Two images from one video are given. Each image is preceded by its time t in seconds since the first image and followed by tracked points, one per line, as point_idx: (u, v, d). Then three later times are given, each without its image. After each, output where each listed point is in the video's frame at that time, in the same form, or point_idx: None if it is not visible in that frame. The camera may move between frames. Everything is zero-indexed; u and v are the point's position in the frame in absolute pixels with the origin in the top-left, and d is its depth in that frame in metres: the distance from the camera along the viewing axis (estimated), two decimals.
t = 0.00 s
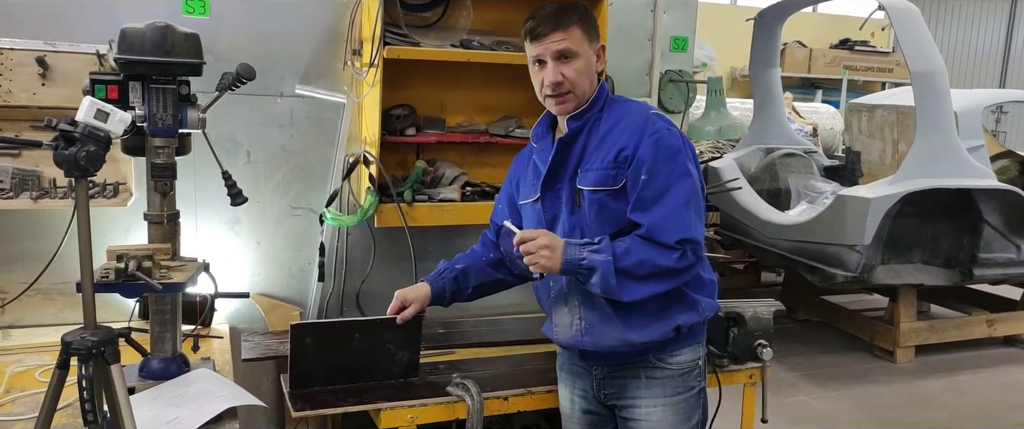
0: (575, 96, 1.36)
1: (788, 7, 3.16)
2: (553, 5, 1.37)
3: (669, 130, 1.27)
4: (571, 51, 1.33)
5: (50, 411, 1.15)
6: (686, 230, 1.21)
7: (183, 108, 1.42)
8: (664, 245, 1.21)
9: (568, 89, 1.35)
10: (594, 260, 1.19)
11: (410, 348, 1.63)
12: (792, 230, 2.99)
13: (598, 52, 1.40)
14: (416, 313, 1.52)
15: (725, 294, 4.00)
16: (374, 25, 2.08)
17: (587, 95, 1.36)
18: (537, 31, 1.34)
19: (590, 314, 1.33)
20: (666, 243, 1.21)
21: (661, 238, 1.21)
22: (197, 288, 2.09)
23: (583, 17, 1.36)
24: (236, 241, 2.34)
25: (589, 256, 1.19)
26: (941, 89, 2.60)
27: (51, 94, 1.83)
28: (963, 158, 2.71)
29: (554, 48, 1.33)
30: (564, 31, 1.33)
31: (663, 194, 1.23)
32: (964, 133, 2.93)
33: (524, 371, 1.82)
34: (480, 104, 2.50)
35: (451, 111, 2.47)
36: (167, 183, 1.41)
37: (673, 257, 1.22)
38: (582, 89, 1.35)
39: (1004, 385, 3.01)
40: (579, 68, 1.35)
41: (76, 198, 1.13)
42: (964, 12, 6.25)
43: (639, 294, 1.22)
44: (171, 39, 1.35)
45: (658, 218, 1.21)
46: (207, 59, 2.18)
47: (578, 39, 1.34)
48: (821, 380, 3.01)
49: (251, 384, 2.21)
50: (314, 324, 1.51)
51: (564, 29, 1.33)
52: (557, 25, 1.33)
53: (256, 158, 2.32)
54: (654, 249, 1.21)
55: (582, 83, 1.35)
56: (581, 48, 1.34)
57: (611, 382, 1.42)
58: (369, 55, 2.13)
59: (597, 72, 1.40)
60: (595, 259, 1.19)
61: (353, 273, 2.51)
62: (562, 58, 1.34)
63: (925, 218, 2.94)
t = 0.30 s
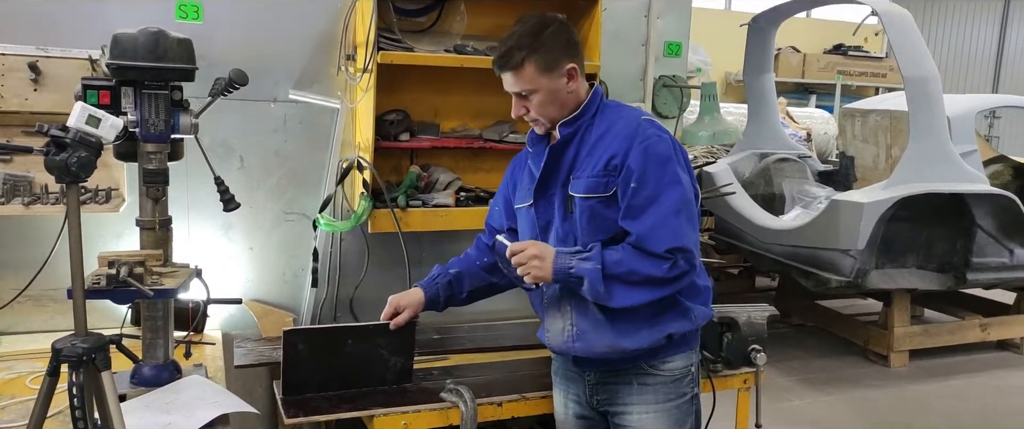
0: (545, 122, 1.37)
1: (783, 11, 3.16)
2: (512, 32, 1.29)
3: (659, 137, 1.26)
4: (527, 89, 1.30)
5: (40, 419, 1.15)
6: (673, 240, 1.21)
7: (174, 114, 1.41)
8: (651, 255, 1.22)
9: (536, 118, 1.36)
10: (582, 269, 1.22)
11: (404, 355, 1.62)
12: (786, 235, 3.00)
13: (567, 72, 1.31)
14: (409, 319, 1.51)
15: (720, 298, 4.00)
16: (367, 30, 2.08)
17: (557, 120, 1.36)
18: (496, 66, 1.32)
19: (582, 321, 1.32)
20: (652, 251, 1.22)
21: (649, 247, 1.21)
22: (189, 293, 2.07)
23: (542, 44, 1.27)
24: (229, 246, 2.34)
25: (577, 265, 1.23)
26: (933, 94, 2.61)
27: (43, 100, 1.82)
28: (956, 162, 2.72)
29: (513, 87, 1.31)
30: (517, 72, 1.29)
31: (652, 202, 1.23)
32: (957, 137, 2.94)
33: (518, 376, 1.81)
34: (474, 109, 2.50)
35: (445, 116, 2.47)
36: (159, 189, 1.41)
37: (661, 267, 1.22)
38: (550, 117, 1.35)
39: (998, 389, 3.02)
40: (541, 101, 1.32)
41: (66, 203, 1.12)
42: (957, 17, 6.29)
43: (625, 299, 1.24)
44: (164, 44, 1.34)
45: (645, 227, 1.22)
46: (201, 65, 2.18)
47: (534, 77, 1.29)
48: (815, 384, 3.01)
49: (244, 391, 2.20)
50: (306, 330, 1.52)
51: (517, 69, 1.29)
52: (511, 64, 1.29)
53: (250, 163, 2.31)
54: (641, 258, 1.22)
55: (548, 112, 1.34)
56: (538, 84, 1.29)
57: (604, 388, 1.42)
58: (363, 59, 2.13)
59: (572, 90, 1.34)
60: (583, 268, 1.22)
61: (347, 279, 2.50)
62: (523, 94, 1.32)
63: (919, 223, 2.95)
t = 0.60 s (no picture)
0: (543, 128, 1.37)
1: (783, 18, 3.17)
2: (512, 36, 1.30)
3: (657, 143, 1.27)
4: (525, 94, 1.31)
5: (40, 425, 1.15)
6: (668, 246, 1.21)
7: (176, 120, 1.42)
8: (646, 262, 1.22)
9: (534, 123, 1.36)
10: (574, 277, 1.23)
11: (404, 361, 1.62)
12: (786, 241, 3.00)
13: (565, 78, 1.31)
14: (409, 326, 1.52)
15: (720, 305, 4.00)
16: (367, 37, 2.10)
17: (555, 125, 1.36)
18: (495, 70, 1.33)
19: (581, 327, 1.33)
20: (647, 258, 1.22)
21: (644, 253, 1.22)
22: (189, 299, 2.07)
23: (541, 49, 1.28)
24: (230, 252, 2.34)
25: (568, 273, 1.24)
26: (933, 101, 2.61)
27: (45, 106, 1.82)
28: (956, 169, 2.72)
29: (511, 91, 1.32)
30: (515, 76, 1.29)
31: (648, 208, 1.23)
32: (958, 144, 2.94)
33: (518, 383, 1.81)
34: (475, 115, 2.51)
35: (446, 122, 2.48)
36: (160, 195, 1.41)
37: (657, 274, 1.22)
38: (548, 122, 1.35)
39: (999, 396, 3.01)
40: (538, 107, 1.32)
41: (68, 209, 1.13)
42: (957, 25, 6.29)
43: (620, 306, 1.24)
44: (165, 50, 1.35)
45: (640, 233, 1.22)
46: (202, 71, 2.19)
47: (531, 82, 1.29)
48: (816, 391, 3.00)
49: (244, 397, 2.20)
50: (308, 336, 1.50)
51: (514, 73, 1.29)
52: (509, 68, 1.29)
53: (250, 170, 2.32)
54: (636, 265, 1.22)
55: (546, 118, 1.34)
56: (536, 89, 1.30)
57: (603, 396, 1.41)
58: (364, 66, 2.13)
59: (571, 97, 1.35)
60: (575, 275, 1.23)
61: (346, 285, 2.50)
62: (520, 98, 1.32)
63: (919, 230, 2.95)
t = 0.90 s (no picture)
0: (564, 113, 1.35)
1: (783, 25, 3.18)
2: (539, 20, 1.35)
3: (666, 149, 1.28)
4: (556, 69, 1.32)
5: None
6: (687, 249, 1.22)
7: (178, 128, 1.42)
8: (665, 263, 1.22)
9: (556, 106, 1.34)
10: (600, 275, 1.19)
11: (405, 369, 1.61)
12: (786, 247, 3.01)
13: (586, 66, 1.37)
14: (410, 335, 1.52)
15: (721, 311, 3.99)
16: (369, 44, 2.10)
17: (576, 112, 1.36)
18: (521, 50, 1.34)
19: (581, 335, 1.33)
20: (667, 259, 1.22)
21: (663, 256, 1.22)
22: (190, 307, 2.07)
23: (568, 31, 1.34)
24: (230, 259, 2.34)
25: (595, 271, 1.19)
26: (933, 107, 2.62)
27: (46, 114, 1.83)
28: (956, 175, 2.73)
29: (540, 67, 1.32)
30: (548, 49, 1.31)
31: (663, 212, 1.24)
32: (958, 150, 2.95)
33: (519, 390, 1.81)
34: (475, 122, 2.51)
35: (446, 129, 2.48)
36: (161, 202, 1.41)
37: (675, 276, 1.22)
38: (570, 107, 1.35)
39: (1001, 402, 3.01)
40: (566, 85, 1.33)
41: (69, 217, 1.14)
42: (957, 31, 6.31)
43: (643, 306, 1.23)
44: (167, 58, 1.35)
45: (658, 235, 1.22)
46: (203, 78, 2.19)
47: (564, 56, 1.32)
48: (818, 398, 2.99)
49: (244, 404, 2.20)
50: (308, 343, 1.50)
51: (547, 47, 1.32)
52: (542, 42, 1.32)
53: (251, 177, 2.32)
54: (656, 266, 1.22)
55: (571, 100, 1.34)
56: (567, 64, 1.32)
57: (602, 404, 1.42)
58: (365, 73, 2.14)
59: (589, 89, 1.39)
60: (602, 274, 1.19)
61: (347, 292, 2.50)
62: (549, 75, 1.33)
63: (920, 236, 2.94)
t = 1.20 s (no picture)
0: (581, 105, 1.36)
1: (783, 26, 3.18)
2: (557, 17, 1.40)
3: (687, 148, 1.34)
4: (578, 59, 1.35)
5: None
6: (725, 240, 1.27)
7: (179, 135, 1.43)
8: (705, 254, 1.26)
9: (575, 96, 1.35)
10: (656, 262, 1.19)
11: (409, 374, 1.60)
12: (788, 249, 3.00)
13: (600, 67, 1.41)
14: (414, 344, 1.51)
15: (724, 314, 3.99)
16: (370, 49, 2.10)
17: (590, 107, 1.37)
18: (541, 41, 1.37)
19: (595, 338, 1.31)
20: (707, 252, 1.26)
21: (704, 247, 1.26)
22: (193, 313, 2.09)
23: (586, 29, 1.40)
24: (232, 266, 2.34)
25: (650, 257, 1.19)
26: (935, 107, 2.61)
27: (48, 122, 1.83)
28: (959, 175, 2.72)
29: (561, 57, 1.35)
30: (569, 40, 1.35)
31: (695, 207, 1.28)
32: (960, 151, 2.94)
33: (522, 394, 1.81)
34: (477, 127, 2.52)
35: (448, 133, 2.48)
36: (164, 210, 1.41)
37: (713, 267, 1.26)
38: (588, 99, 1.36)
39: (1007, 403, 2.99)
40: (585, 77, 1.36)
41: (72, 225, 1.15)
42: (957, 30, 6.31)
43: (691, 298, 1.25)
44: (169, 66, 1.36)
45: (695, 228, 1.27)
46: (205, 86, 2.20)
47: (583, 50, 1.36)
48: (822, 400, 2.99)
49: (247, 411, 2.19)
50: (311, 351, 1.48)
51: (568, 38, 1.36)
52: (564, 34, 1.36)
53: (254, 183, 2.32)
54: (699, 257, 1.26)
55: (588, 93, 1.36)
56: (586, 57, 1.36)
57: (611, 412, 1.40)
58: (366, 79, 2.14)
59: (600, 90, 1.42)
60: (657, 260, 1.19)
61: (350, 298, 2.50)
62: (569, 66, 1.36)
63: (923, 236, 2.94)
